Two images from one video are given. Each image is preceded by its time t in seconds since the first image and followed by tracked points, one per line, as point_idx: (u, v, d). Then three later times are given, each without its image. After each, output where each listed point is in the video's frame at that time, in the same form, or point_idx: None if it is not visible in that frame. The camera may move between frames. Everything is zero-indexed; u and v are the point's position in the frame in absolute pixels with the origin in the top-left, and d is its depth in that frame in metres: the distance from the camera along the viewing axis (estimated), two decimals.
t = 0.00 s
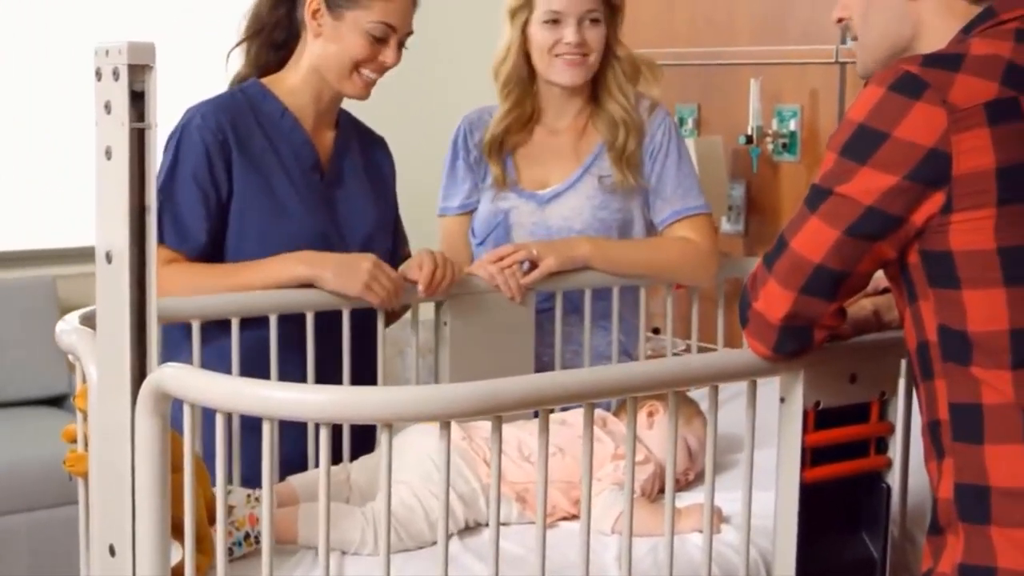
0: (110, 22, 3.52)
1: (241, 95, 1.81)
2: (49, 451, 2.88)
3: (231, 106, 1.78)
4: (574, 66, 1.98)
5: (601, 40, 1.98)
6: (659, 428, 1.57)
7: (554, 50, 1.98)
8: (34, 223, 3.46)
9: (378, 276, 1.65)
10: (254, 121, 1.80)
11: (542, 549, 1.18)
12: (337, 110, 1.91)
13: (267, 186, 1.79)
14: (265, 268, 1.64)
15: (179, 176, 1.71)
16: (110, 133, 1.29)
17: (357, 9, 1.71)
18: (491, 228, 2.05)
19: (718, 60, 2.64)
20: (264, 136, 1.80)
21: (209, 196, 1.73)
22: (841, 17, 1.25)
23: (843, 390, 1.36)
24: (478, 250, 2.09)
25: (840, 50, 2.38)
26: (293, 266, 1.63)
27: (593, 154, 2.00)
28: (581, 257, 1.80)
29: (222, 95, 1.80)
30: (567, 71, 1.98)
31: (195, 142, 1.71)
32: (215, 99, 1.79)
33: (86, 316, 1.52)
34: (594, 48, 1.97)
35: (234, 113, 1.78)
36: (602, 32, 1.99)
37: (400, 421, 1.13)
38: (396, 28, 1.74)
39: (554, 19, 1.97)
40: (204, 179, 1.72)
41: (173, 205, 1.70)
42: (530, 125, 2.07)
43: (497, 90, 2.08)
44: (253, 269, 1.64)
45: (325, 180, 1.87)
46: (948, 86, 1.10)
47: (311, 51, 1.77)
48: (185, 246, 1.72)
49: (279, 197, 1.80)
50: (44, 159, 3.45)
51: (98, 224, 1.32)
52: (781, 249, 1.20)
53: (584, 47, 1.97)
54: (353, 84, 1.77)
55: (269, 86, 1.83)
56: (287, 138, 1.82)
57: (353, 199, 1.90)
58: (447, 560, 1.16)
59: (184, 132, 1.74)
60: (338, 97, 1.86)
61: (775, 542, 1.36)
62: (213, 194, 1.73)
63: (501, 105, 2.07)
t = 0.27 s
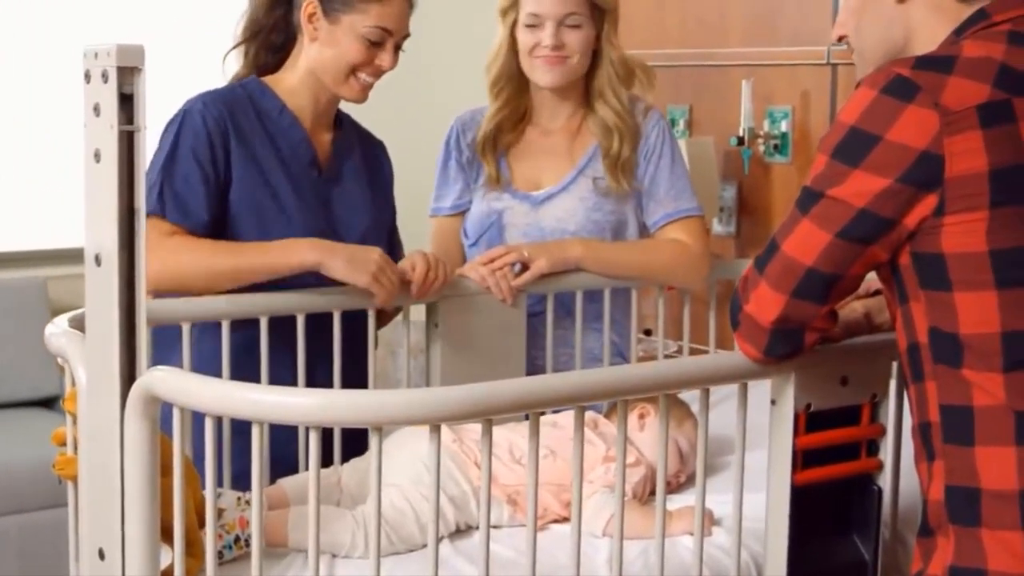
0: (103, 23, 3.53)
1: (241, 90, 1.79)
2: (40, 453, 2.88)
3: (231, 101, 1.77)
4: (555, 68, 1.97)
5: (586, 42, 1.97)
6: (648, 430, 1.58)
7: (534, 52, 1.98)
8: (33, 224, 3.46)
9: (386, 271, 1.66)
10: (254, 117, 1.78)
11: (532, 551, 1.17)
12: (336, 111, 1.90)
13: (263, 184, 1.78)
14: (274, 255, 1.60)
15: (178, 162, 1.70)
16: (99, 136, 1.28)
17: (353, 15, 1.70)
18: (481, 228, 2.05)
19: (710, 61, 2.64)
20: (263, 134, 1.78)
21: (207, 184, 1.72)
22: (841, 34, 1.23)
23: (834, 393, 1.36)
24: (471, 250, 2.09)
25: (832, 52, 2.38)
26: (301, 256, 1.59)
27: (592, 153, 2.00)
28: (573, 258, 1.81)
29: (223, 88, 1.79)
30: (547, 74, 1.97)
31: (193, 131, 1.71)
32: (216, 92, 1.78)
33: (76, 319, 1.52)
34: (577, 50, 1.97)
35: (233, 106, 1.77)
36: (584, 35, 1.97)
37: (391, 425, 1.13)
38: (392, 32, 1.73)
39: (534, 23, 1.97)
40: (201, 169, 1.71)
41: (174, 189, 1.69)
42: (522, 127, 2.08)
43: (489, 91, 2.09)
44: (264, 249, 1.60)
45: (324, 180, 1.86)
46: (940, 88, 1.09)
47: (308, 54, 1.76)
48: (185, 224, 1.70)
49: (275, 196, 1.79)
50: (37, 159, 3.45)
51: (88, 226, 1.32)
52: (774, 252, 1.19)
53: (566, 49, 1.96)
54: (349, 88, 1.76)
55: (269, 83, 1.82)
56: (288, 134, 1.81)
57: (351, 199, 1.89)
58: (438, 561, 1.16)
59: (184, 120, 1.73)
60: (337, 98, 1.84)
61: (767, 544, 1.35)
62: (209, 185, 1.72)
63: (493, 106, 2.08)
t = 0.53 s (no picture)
0: (98, 24, 3.53)
1: (246, 89, 1.75)
2: (34, 454, 2.88)
3: (239, 100, 1.73)
4: (543, 71, 1.97)
5: (573, 46, 1.97)
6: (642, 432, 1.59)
7: (522, 56, 1.98)
8: (25, 224, 3.45)
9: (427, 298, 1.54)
10: (261, 116, 1.75)
11: (526, 553, 1.17)
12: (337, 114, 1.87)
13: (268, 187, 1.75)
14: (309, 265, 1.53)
15: (197, 154, 1.64)
16: (91, 137, 1.28)
17: (351, 17, 1.66)
18: (476, 229, 2.05)
19: (704, 62, 2.64)
20: (270, 134, 1.75)
21: (223, 179, 1.66)
22: (834, 29, 1.22)
23: (828, 394, 1.36)
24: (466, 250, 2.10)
25: (826, 52, 2.38)
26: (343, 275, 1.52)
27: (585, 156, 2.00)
28: (565, 258, 1.81)
29: (231, 86, 1.75)
30: (535, 78, 1.97)
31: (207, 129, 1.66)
32: (225, 88, 1.74)
33: (67, 321, 1.51)
34: (564, 54, 1.96)
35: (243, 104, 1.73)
36: (571, 38, 1.97)
37: (385, 426, 1.12)
38: (392, 33, 1.69)
39: (522, 27, 1.97)
40: (216, 167, 1.65)
41: (194, 179, 1.62)
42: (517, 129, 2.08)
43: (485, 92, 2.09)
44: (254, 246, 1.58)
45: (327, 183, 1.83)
46: (933, 89, 1.09)
47: (310, 59, 1.73)
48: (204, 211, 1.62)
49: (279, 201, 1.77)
50: (31, 159, 3.45)
51: (79, 227, 1.32)
52: (767, 253, 1.19)
53: (553, 53, 1.96)
54: (354, 90, 1.73)
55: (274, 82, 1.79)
56: (295, 134, 1.77)
57: (353, 203, 1.86)
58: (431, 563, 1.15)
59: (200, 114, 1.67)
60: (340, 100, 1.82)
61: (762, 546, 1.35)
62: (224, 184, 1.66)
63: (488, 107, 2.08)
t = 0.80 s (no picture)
0: (91, 24, 3.53)
1: (265, 98, 1.67)
2: (26, 454, 2.88)
3: (260, 110, 1.65)
4: (533, 74, 1.96)
5: (564, 48, 1.96)
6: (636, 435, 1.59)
7: (512, 60, 1.98)
8: (15, 224, 3.44)
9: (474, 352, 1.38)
10: (283, 127, 1.67)
11: (519, 556, 1.17)
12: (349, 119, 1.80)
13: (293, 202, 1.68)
14: (361, 330, 1.46)
15: (231, 180, 1.56)
16: (83, 138, 1.27)
17: (363, 20, 1.60)
18: (471, 230, 2.05)
19: (698, 62, 2.64)
20: (292, 146, 1.68)
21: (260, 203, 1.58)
22: (826, 17, 1.22)
23: (821, 395, 1.36)
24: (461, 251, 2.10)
25: (819, 53, 2.38)
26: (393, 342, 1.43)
27: (577, 157, 2.00)
28: (558, 259, 1.82)
29: (247, 96, 1.66)
30: (525, 81, 1.97)
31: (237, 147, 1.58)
32: (244, 100, 1.65)
33: (59, 323, 1.51)
34: (554, 56, 1.96)
35: (267, 116, 1.65)
36: (562, 40, 1.97)
37: (378, 428, 1.12)
38: (407, 34, 1.63)
39: (512, 30, 1.98)
40: (252, 188, 1.58)
41: (231, 208, 1.54)
42: (511, 129, 2.07)
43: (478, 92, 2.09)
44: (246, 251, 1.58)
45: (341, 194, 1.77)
46: (927, 90, 1.09)
47: (325, 68, 1.67)
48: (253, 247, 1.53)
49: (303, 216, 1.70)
50: (24, 159, 3.44)
51: (71, 229, 1.31)
52: (760, 255, 1.19)
53: (544, 55, 1.96)
54: (372, 97, 1.65)
55: (289, 90, 1.71)
56: (315, 147, 1.71)
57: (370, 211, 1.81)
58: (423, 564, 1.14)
59: (227, 134, 1.59)
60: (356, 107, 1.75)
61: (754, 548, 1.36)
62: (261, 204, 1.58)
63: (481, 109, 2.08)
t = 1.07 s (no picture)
0: (85, 24, 3.52)
1: (283, 111, 1.65)
2: (21, 456, 2.88)
3: (279, 125, 1.63)
4: (526, 76, 1.96)
5: (557, 49, 1.97)
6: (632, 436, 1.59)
7: (507, 62, 1.97)
8: (10, 225, 3.44)
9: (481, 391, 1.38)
10: (300, 142, 1.65)
11: (512, 557, 1.17)
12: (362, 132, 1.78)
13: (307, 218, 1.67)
14: (373, 365, 1.45)
15: (250, 205, 1.54)
16: (76, 139, 1.27)
17: (380, 38, 1.59)
18: (465, 232, 2.05)
19: (692, 62, 2.63)
20: (309, 161, 1.66)
21: (279, 225, 1.57)
22: (821, 14, 1.22)
23: (815, 396, 1.36)
24: (456, 253, 2.10)
25: (814, 53, 2.38)
26: (407, 377, 1.43)
27: (570, 159, 2.00)
28: (553, 259, 1.82)
29: (264, 109, 1.63)
30: (519, 83, 1.97)
31: (258, 169, 1.57)
32: (261, 114, 1.62)
33: (52, 325, 1.51)
34: (547, 57, 1.96)
35: (286, 133, 1.63)
36: (556, 42, 1.97)
37: (372, 430, 1.11)
38: (426, 50, 1.61)
39: (505, 32, 1.98)
40: (272, 211, 1.56)
41: (249, 233, 1.52)
42: (504, 130, 2.07)
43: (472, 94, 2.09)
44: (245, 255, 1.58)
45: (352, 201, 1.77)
46: (921, 91, 1.09)
47: (344, 85, 1.66)
48: (273, 272, 1.52)
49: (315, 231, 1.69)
50: (19, 160, 3.44)
51: (64, 230, 1.31)
52: (754, 256, 1.19)
53: (538, 57, 1.96)
54: (394, 115, 1.64)
55: (305, 100, 1.69)
56: (331, 160, 1.69)
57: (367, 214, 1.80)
58: (417, 565, 1.14)
59: (245, 155, 1.57)
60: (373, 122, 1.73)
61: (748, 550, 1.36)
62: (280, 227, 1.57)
63: (475, 111, 2.08)
